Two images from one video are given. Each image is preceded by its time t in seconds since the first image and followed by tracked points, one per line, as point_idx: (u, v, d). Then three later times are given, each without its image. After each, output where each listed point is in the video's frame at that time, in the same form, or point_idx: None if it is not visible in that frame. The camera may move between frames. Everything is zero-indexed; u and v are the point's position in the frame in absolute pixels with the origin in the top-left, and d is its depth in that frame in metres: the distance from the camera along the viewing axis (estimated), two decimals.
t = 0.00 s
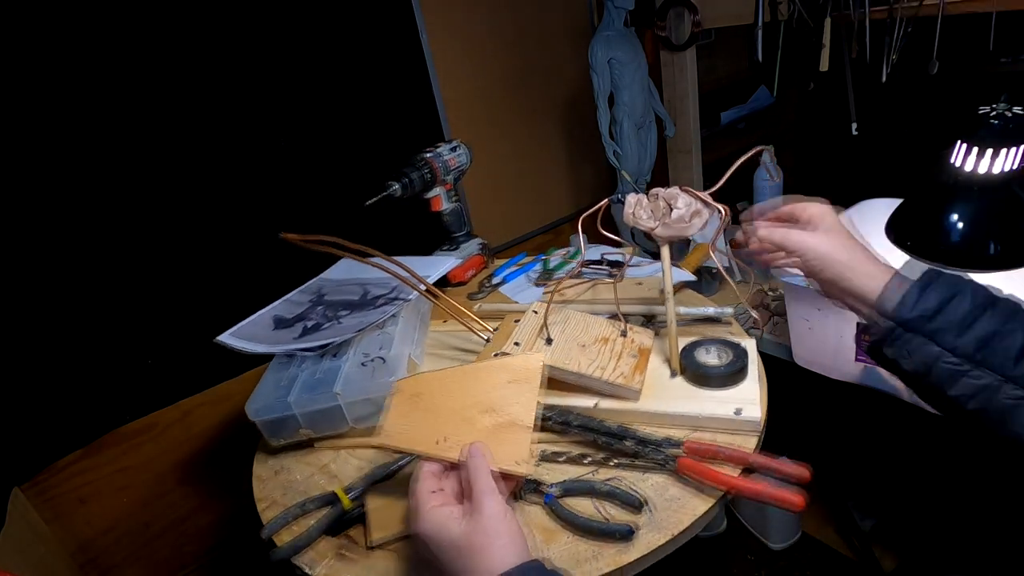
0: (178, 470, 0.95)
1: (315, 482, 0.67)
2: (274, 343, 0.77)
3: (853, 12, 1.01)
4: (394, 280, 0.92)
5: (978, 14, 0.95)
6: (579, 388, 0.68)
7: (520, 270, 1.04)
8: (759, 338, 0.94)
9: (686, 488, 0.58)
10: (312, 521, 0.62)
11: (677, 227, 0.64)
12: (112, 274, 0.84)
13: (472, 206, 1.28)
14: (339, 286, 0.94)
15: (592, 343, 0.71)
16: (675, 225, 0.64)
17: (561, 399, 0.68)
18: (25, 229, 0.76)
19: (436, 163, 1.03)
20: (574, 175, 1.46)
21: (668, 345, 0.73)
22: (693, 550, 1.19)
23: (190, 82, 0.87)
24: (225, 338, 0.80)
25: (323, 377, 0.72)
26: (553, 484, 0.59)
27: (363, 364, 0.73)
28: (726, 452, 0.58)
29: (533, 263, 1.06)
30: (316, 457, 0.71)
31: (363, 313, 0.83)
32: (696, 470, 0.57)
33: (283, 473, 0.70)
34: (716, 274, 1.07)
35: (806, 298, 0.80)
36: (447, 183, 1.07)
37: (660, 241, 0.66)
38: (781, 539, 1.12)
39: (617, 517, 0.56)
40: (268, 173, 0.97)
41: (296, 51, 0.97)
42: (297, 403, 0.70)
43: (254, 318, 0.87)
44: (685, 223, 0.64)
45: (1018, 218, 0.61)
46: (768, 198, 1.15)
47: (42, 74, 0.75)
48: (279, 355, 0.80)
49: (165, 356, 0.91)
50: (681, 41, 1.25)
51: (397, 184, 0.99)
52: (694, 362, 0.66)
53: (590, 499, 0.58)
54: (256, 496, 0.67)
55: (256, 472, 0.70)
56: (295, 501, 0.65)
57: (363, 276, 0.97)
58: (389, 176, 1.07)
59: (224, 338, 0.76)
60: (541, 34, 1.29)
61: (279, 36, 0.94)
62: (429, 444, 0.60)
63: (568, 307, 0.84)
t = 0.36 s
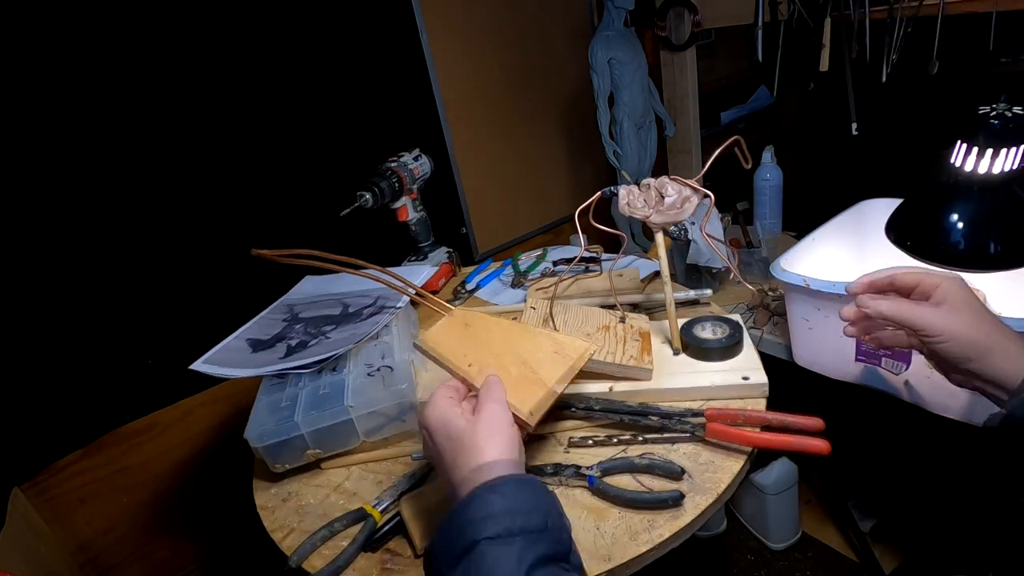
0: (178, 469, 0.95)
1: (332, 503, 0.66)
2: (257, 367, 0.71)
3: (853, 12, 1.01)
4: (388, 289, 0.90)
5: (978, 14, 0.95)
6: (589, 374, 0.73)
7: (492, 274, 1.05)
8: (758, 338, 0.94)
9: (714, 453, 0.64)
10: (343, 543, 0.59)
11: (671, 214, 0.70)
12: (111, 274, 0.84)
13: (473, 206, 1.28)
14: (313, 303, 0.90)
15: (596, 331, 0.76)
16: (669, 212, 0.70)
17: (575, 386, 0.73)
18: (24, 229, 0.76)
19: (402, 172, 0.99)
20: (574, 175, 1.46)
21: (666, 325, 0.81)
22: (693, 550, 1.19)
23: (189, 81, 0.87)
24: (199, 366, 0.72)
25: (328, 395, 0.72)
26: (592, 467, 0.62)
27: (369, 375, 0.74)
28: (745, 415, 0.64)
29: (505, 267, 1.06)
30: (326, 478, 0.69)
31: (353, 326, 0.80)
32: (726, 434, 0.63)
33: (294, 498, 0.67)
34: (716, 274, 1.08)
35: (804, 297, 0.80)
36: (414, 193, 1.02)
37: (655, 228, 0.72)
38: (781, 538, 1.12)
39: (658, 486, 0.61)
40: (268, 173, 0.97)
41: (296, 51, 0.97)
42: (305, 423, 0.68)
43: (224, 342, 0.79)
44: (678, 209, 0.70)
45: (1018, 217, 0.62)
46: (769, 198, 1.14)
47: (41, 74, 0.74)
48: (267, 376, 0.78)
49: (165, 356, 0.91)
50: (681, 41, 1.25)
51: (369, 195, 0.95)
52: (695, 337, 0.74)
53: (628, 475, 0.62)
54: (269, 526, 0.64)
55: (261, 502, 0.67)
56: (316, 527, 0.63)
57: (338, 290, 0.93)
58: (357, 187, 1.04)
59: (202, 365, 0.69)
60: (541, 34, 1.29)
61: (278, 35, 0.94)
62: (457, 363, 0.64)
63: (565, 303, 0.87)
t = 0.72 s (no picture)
0: (178, 469, 0.95)
1: (338, 507, 0.65)
2: (256, 372, 0.70)
3: (854, 12, 1.00)
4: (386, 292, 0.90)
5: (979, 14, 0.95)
6: (591, 372, 0.73)
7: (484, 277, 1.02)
8: (759, 338, 0.94)
9: (721, 445, 0.65)
10: (354, 547, 0.59)
11: (670, 211, 0.71)
12: (112, 275, 0.84)
13: (473, 206, 1.28)
14: (308, 307, 0.89)
15: (596, 329, 0.76)
16: (667, 209, 0.71)
17: (577, 382, 0.73)
18: (24, 228, 0.76)
19: (395, 175, 0.97)
20: (574, 175, 1.46)
21: (666, 322, 0.82)
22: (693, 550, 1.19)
23: (189, 82, 0.87)
24: (194, 373, 0.70)
25: (330, 399, 0.72)
26: (602, 462, 0.62)
27: (370, 378, 0.75)
28: (749, 406, 0.65)
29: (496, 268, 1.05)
30: (331, 483, 0.69)
31: (352, 329, 0.79)
32: (731, 426, 0.64)
33: (298, 505, 0.67)
34: (716, 274, 1.08)
35: (802, 298, 0.80)
36: (406, 195, 1.00)
37: (654, 225, 0.72)
38: (782, 538, 1.12)
39: (667, 478, 0.61)
40: (268, 173, 0.97)
41: (296, 51, 0.97)
42: (309, 427, 0.68)
43: (218, 348, 0.78)
44: (676, 206, 0.71)
45: (1018, 217, 0.61)
46: (769, 198, 1.14)
47: (40, 74, 0.74)
48: (266, 382, 0.77)
49: (165, 356, 0.91)
50: (681, 41, 1.25)
51: (362, 198, 0.91)
52: (694, 333, 0.75)
53: (637, 469, 0.63)
54: (274, 533, 0.63)
55: (265, 510, 0.66)
56: (324, 532, 0.62)
57: (332, 295, 0.92)
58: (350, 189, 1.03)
59: (199, 371, 0.67)
60: (541, 34, 1.29)
61: (278, 35, 0.94)
62: (414, 308, 0.67)
63: (563, 301, 0.87)
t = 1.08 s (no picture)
0: (179, 469, 0.95)
1: (337, 508, 0.65)
2: (257, 373, 0.70)
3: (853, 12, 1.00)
4: (386, 292, 0.90)
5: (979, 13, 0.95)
6: (591, 372, 0.73)
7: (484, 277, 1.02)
8: (759, 338, 0.94)
9: (721, 445, 0.65)
10: (353, 548, 0.59)
11: (670, 211, 0.71)
12: (110, 275, 0.84)
13: (473, 205, 1.28)
14: (308, 307, 0.89)
15: (597, 329, 0.76)
16: (668, 209, 0.71)
17: (577, 383, 0.73)
18: (23, 228, 0.75)
19: (394, 175, 0.97)
20: (574, 175, 1.46)
21: (666, 322, 0.82)
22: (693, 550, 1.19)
23: (188, 82, 0.87)
24: (194, 374, 0.70)
25: (330, 399, 0.72)
26: (602, 462, 0.62)
27: (370, 378, 0.75)
28: (749, 407, 0.65)
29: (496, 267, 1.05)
30: (331, 483, 0.69)
31: (352, 329, 0.79)
32: (731, 426, 0.64)
33: (298, 505, 0.67)
34: (716, 274, 1.09)
35: (802, 298, 0.80)
36: (405, 195, 1.00)
37: (654, 225, 0.72)
38: (781, 538, 1.12)
39: (668, 478, 0.61)
40: (268, 173, 0.97)
41: (296, 51, 0.97)
42: (309, 427, 0.68)
43: (218, 348, 0.78)
44: (676, 206, 0.71)
45: (1018, 217, 0.61)
46: (769, 198, 1.14)
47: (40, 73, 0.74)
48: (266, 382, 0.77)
49: (165, 356, 0.91)
50: (681, 41, 1.25)
51: (362, 197, 0.91)
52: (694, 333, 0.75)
53: (637, 468, 0.63)
54: (274, 534, 0.63)
55: (265, 510, 0.66)
56: (323, 533, 0.62)
57: (332, 295, 0.92)
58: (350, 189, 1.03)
59: (199, 371, 0.67)
60: (540, 34, 1.29)
61: (278, 35, 0.94)
62: (441, 311, 0.67)
63: (564, 301, 0.87)
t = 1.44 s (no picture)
0: (178, 469, 0.95)
1: (337, 509, 0.65)
2: (257, 373, 0.70)
3: (853, 12, 1.00)
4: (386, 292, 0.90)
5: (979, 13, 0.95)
6: (591, 372, 0.73)
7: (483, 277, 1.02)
8: (759, 338, 0.94)
9: (722, 445, 0.65)
10: (354, 549, 0.59)
11: (670, 211, 0.71)
12: (110, 275, 0.84)
13: (473, 206, 1.28)
14: (307, 307, 0.89)
15: (597, 329, 0.76)
16: (668, 209, 0.71)
17: (577, 382, 0.73)
18: (24, 228, 0.76)
19: (393, 175, 0.97)
20: (574, 175, 1.46)
21: (666, 322, 0.82)
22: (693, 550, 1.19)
23: (188, 82, 0.87)
24: (193, 374, 0.70)
25: (330, 399, 0.72)
26: (602, 463, 0.62)
27: (370, 379, 0.75)
28: (749, 407, 0.65)
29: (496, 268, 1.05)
30: (332, 484, 0.69)
31: (352, 329, 0.79)
32: (731, 426, 0.64)
33: (299, 506, 0.67)
34: (716, 274, 1.09)
35: (803, 298, 0.80)
36: (405, 195, 1.00)
37: (654, 225, 0.72)
38: (781, 538, 1.12)
39: (668, 478, 0.61)
40: (268, 173, 0.97)
41: (296, 51, 0.97)
42: (309, 428, 0.68)
43: (218, 349, 0.78)
44: (676, 206, 0.71)
45: (1018, 217, 0.61)
46: (769, 198, 1.14)
47: (41, 73, 0.74)
48: (266, 383, 0.77)
49: (165, 355, 0.91)
50: (681, 41, 1.25)
51: (361, 197, 0.91)
52: (695, 333, 0.75)
53: (638, 468, 0.63)
54: (274, 535, 0.63)
55: (266, 511, 0.66)
56: (324, 534, 0.62)
57: (331, 295, 0.93)
58: (350, 189, 1.03)
59: (197, 372, 0.67)
60: (540, 33, 1.29)
61: (278, 35, 0.94)
62: (425, 317, 0.66)
63: (564, 301, 0.87)
